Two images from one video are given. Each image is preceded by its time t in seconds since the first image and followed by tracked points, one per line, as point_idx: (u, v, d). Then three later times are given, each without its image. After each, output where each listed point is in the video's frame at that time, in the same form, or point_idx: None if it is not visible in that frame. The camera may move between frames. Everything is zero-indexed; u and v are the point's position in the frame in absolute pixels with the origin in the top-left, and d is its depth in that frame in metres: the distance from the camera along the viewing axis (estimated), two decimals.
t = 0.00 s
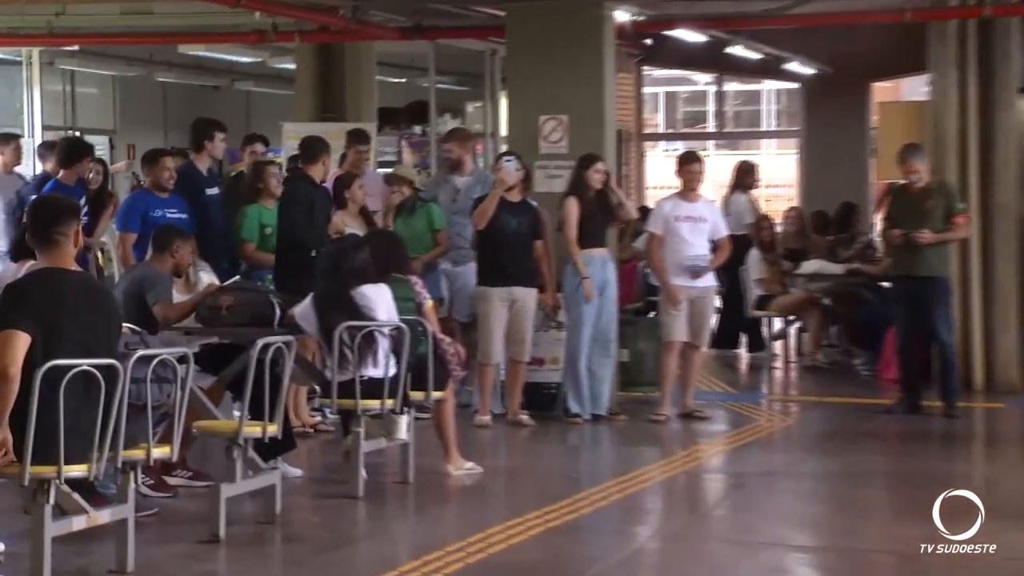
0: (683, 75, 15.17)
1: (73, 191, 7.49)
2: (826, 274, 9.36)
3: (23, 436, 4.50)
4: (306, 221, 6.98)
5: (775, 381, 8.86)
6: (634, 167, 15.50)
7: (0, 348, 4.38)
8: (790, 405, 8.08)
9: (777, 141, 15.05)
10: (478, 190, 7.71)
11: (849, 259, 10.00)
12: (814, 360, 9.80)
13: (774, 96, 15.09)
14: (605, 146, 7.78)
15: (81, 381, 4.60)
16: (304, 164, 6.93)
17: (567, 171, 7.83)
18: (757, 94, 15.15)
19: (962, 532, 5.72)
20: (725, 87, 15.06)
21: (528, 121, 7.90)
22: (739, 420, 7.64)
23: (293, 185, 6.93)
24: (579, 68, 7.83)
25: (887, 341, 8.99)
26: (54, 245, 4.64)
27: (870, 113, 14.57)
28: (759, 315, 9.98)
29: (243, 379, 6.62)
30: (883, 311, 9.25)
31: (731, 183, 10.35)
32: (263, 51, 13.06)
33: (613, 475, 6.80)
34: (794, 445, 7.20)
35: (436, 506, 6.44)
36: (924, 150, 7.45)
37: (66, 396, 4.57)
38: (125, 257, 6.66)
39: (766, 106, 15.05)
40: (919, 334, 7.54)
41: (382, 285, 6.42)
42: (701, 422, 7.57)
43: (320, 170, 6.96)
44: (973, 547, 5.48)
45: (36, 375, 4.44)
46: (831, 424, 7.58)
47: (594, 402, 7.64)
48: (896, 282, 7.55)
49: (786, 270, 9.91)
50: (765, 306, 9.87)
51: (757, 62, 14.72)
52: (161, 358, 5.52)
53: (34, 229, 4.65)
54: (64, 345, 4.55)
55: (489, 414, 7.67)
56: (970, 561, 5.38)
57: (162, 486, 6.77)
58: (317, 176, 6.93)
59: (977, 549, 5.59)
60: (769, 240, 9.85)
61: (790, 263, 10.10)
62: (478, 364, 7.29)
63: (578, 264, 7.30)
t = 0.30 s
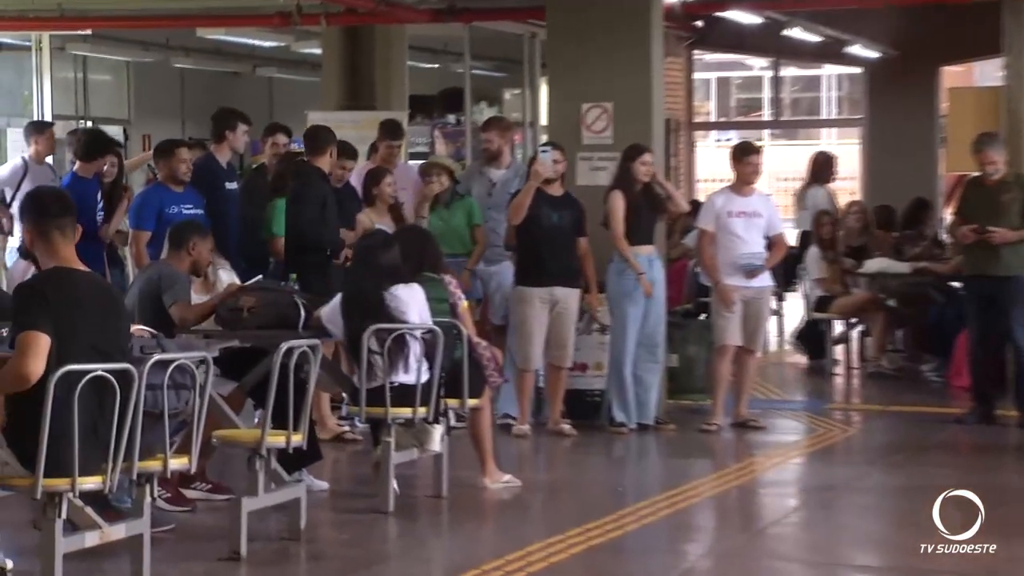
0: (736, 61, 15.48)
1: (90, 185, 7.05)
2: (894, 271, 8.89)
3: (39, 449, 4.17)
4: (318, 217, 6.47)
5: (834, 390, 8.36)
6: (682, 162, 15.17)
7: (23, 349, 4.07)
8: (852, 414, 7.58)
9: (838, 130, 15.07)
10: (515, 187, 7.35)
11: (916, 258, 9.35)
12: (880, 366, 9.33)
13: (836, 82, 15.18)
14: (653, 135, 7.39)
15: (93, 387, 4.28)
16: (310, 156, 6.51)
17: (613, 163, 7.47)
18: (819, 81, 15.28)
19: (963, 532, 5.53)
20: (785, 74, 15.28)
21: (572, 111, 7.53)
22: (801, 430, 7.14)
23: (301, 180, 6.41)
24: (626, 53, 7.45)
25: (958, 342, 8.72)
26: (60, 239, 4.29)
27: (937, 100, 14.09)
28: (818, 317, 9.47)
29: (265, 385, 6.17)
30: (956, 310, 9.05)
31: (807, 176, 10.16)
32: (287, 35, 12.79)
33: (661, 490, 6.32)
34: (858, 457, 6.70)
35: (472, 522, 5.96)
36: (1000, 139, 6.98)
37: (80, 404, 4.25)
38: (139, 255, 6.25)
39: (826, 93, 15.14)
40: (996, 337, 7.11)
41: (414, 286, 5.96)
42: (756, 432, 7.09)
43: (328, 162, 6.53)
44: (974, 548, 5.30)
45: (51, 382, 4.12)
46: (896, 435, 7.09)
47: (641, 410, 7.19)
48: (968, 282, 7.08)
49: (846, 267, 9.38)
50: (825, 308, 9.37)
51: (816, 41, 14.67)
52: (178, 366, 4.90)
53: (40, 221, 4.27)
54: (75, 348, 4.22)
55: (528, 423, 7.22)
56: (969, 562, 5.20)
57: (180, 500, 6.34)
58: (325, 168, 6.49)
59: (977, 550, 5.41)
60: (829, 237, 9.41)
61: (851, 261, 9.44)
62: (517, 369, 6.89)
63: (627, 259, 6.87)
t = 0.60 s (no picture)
0: (790, 44, 14.48)
1: (102, 177, 6.68)
2: (962, 269, 8.58)
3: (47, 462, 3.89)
4: (326, 216, 6.07)
5: (892, 399, 7.88)
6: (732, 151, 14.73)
7: None
8: (914, 423, 7.10)
9: (898, 118, 13.85)
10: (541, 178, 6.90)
11: (983, 253, 9.14)
12: (943, 371, 8.84)
13: (896, 67, 13.88)
14: (697, 123, 7.05)
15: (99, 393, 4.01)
16: (317, 148, 6.10)
17: (655, 153, 7.12)
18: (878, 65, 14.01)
19: (964, 533, 5.33)
20: (842, 58, 14.15)
21: (613, 99, 7.19)
22: (858, 442, 6.68)
23: (307, 175, 6.00)
24: (671, 41, 7.12)
25: None
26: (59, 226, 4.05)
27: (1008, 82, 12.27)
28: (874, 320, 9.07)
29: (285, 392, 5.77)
30: None
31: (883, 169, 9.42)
32: (307, 16, 12.55)
33: (708, 505, 5.86)
34: (921, 469, 6.22)
35: (504, 538, 5.52)
36: None
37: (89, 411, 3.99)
38: (150, 255, 5.86)
39: (887, 78, 13.88)
40: None
41: (444, 286, 5.51)
42: (810, 443, 6.63)
43: (334, 156, 6.13)
44: (975, 548, 5.11)
45: (59, 391, 3.84)
46: (962, 446, 6.62)
47: (685, 420, 6.78)
48: None
49: (907, 266, 9.02)
50: (884, 309, 8.95)
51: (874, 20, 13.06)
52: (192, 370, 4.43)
53: (40, 204, 4.04)
54: (79, 352, 3.95)
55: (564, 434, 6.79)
56: (973, 563, 5.02)
57: (193, 515, 5.94)
58: (331, 163, 6.10)
59: (977, 550, 5.22)
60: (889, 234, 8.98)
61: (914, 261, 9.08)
62: (554, 375, 6.49)
63: (667, 260, 6.49)
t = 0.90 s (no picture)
0: (829, 27, 14.68)
1: (92, 169, 6.33)
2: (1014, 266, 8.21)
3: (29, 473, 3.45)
4: (319, 208, 5.79)
5: (937, 408, 7.46)
6: (766, 143, 14.74)
7: None
8: (964, 434, 6.68)
9: (946, 105, 13.97)
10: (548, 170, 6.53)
11: None
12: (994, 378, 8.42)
13: (943, 51, 14.01)
14: (727, 113, 6.71)
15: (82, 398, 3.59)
16: (308, 138, 5.84)
17: (682, 143, 6.81)
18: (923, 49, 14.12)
19: (963, 532, 5.12)
20: (885, 41, 14.30)
21: (638, 87, 6.87)
22: (903, 454, 6.26)
23: (299, 167, 5.75)
24: (701, 27, 6.78)
25: None
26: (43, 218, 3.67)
27: None
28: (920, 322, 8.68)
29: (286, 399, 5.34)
30: None
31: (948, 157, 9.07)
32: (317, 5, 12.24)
33: (740, 523, 5.39)
34: (972, 484, 5.77)
35: (520, 557, 5.06)
36: None
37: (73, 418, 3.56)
38: (138, 252, 5.46)
39: (934, 62, 14.00)
40: None
41: (456, 286, 5.06)
42: (850, 456, 6.20)
43: (326, 147, 5.87)
44: (975, 547, 4.91)
45: (45, 392, 3.43)
46: (1014, 458, 6.19)
47: (716, 429, 6.37)
48: None
49: (955, 264, 8.65)
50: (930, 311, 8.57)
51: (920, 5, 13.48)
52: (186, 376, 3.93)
53: (23, 194, 3.65)
54: (58, 352, 3.54)
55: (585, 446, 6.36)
56: (970, 563, 4.81)
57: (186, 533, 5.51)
58: (323, 154, 5.84)
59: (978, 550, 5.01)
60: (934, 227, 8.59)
61: (962, 260, 8.70)
62: (574, 382, 6.07)
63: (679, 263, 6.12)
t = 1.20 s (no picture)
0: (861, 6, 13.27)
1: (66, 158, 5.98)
2: None
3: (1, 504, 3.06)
4: (314, 204, 5.43)
5: (979, 420, 7.06)
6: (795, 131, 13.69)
7: None
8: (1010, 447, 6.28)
9: (990, 91, 12.72)
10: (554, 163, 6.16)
11: None
12: None
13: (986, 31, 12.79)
14: (753, 101, 6.34)
15: (58, 406, 3.18)
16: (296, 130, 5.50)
17: (704, 132, 6.44)
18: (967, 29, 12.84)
19: (964, 533, 4.94)
20: (923, 21, 12.93)
21: (657, 73, 6.49)
22: (943, 468, 5.88)
23: (292, 160, 5.37)
24: (727, 11, 6.40)
25: None
26: (4, 210, 3.21)
27: None
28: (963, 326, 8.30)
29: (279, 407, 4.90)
30: None
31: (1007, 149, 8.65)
32: None
33: (771, 541, 4.97)
34: (1014, 500, 5.37)
35: None
36: None
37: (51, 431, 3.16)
38: (119, 246, 5.10)
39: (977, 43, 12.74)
40: None
41: (461, 286, 4.65)
42: (886, 469, 5.81)
43: (314, 138, 5.52)
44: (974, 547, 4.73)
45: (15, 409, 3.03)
46: None
47: (747, 441, 5.97)
48: None
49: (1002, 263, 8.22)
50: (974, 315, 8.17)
51: None
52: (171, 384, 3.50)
53: None
54: (20, 363, 3.12)
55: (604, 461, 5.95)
56: (971, 563, 4.62)
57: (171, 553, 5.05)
58: (311, 145, 5.48)
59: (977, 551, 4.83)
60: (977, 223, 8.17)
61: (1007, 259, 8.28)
62: (588, 391, 5.69)
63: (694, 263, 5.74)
